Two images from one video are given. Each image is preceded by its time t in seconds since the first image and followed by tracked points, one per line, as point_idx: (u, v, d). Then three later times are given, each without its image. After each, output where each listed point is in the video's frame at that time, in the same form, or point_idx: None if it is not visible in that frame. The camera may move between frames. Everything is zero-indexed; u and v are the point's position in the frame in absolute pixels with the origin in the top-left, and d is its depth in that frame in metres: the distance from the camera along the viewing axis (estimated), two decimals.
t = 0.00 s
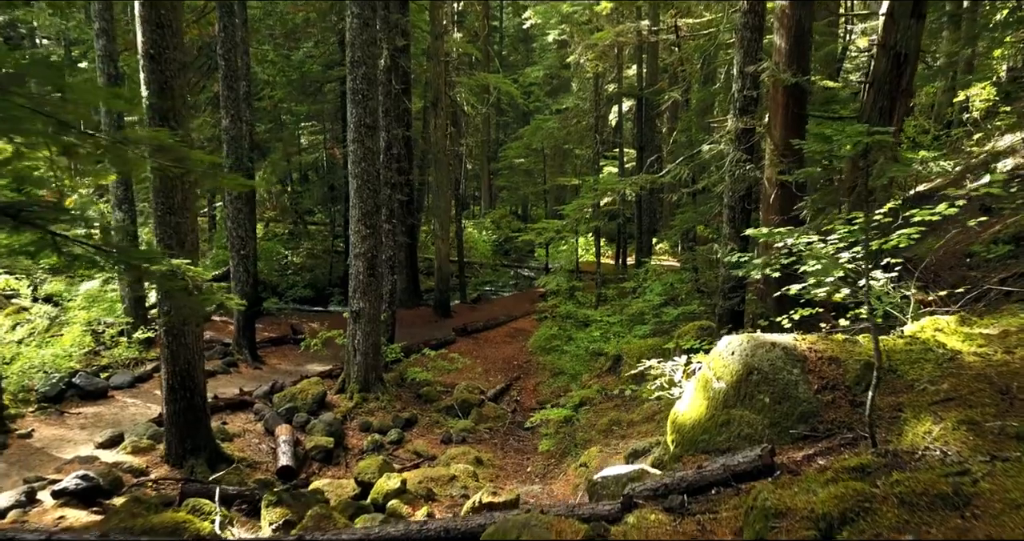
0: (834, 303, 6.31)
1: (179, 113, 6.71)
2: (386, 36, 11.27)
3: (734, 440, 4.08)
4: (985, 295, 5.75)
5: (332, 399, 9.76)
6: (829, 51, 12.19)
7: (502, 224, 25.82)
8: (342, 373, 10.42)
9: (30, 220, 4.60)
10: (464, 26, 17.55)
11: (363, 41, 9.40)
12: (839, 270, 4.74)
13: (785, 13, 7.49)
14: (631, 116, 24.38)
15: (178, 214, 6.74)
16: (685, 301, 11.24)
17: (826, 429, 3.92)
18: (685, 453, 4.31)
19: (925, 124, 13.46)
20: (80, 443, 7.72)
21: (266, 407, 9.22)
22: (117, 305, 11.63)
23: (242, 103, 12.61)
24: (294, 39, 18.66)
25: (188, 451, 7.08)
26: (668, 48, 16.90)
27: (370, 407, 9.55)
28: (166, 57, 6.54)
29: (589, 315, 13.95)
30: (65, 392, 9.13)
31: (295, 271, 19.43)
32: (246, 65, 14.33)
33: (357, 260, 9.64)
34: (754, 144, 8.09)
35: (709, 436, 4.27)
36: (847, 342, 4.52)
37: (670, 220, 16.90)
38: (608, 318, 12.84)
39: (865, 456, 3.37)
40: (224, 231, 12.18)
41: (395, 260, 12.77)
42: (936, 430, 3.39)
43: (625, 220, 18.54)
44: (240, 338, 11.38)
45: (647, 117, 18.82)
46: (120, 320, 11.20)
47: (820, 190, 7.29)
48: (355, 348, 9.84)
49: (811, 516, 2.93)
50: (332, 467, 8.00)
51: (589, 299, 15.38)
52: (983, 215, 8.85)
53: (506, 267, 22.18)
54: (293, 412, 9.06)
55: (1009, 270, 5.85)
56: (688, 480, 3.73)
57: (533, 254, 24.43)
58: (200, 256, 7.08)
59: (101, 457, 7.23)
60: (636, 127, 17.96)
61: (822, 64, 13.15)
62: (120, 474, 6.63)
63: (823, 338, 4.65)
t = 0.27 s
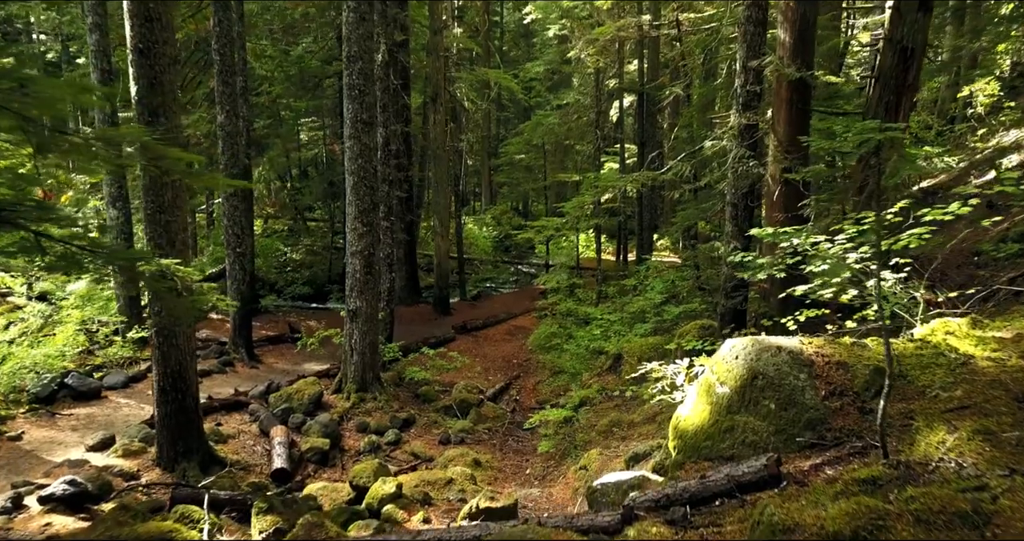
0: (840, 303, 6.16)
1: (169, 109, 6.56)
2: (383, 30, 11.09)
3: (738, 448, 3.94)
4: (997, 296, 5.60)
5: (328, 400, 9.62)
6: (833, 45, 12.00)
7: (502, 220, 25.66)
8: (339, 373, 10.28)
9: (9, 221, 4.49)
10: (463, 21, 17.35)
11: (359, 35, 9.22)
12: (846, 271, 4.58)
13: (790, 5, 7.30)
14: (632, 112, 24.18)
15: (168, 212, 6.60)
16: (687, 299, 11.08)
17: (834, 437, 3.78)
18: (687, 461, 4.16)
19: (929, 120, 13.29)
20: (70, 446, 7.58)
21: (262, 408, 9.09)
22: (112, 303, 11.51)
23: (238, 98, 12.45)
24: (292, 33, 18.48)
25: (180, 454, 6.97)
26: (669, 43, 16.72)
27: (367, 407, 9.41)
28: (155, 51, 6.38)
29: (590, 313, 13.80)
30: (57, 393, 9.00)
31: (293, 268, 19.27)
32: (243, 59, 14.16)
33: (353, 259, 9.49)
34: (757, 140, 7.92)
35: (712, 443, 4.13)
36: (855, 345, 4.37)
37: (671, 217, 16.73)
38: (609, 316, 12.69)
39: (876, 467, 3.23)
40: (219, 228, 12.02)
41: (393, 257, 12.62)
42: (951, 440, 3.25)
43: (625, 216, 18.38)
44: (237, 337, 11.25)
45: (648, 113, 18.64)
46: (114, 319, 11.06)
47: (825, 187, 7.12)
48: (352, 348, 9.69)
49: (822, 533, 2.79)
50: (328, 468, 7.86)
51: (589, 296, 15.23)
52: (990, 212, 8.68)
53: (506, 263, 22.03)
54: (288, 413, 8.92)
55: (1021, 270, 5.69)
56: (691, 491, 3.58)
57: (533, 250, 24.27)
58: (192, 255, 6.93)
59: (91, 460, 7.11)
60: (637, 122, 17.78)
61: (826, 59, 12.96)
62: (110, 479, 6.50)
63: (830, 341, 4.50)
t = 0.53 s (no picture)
0: (849, 308, 5.96)
1: (157, 105, 6.38)
2: (380, 26, 10.90)
3: (746, 463, 3.76)
4: (1013, 300, 5.40)
5: (324, 402, 9.44)
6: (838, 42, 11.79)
7: (503, 218, 25.48)
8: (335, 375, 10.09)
9: None
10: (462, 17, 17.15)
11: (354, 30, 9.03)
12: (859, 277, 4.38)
13: None
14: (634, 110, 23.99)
15: (156, 212, 6.42)
16: (689, 300, 10.88)
17: (847, 453, 3.60)
18: (691, 475, 4.01)
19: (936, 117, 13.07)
20: (59, 451, 7.36)
21: (256, 411, 8.90)
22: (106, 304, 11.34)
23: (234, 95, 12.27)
24: (290, 30, 18.28)
25: (170, 460, 6.79)
26: (671, 39, 16.50)
27: (363, 410, 9.23)
28: (142, 47, 6.20)
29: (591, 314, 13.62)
30: (48, 395, 8.82)
31: (291, 267, 19.09)
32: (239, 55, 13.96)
33: (349, 259, 9.31)
34: (763, 138, 7.71)
35: (718, 457, 3.95)
36: (867, 354, 4.19)
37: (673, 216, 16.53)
38: (610, 317, 12.50)
39: (894, 489, 3.07)
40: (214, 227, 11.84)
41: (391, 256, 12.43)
42: (973, 460, 3.09)
43: (627, 215, 18.18)
44: (231, 337, 11.08)
45: (649, 110, 18.44)
46: (107, 320, 10.90)
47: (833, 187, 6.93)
48: (348, 350, 9.51)
49: None
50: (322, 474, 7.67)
51: (590, 296, 15.05)
52: (1000, 212, 8.49)
53: (506, 262, 21.85)
54: (283, 416, 8.74)
55: None
56: (696, 510, 3.40)
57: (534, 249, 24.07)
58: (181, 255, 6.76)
59: (79, 466, 6.93)
60: (638, 120, 17.58)
61: (830, 56, 12.77)
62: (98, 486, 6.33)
63: (840, 350, 4.31)
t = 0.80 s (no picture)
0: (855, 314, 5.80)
1: (146, 105, 6.20)
2: (377, 23, 10.70)
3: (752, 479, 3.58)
4: None
5: (319, 407, 9.27)
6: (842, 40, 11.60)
7: (503, 218, 25.31)
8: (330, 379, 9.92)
9: None
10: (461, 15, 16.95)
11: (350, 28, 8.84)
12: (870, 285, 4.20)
13: None
14: (634, 109, 23.80)
15: (145, 214, 6.23)
16: (691, 303, 10.70)
17: (858, 470, 3.45)
18: (694, 490, 3.79)
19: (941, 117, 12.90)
20: (46, 458, 7.17)
21: (249, 416, 8.73)
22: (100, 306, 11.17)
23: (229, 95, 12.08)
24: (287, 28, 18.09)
25: (158, 468, 6.60)
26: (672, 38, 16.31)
27: (359, 415, 9.06)
28: (130, 44, 6.00)
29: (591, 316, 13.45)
30: (38, 400, 8.62)
31: (288, 267, 18.91)
32: (235, 54, 13.78)
33: (345, 261, 9.13)
34: (767, 139, 7.53)
35: (723, 472, 3.77)
36: (878, 365, 4.03)
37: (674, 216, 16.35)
38: (610, 319, 12.33)
39: (909, 511, 2.94)
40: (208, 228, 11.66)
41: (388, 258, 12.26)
42: (994, 481, 2.96)
43: (627, 215, 18.00)
44: (226, 340, 10.93)
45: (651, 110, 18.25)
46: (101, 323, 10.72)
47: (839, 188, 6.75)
48: (343, 354, 9.34)
49: None
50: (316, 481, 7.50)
51: (590, 298, 14.88)
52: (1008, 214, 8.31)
53: (506, 262, 21.68)
54: (277, 421, 8.57)
55: None
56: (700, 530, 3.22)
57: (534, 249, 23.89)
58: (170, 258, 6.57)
59: (66, 474, 6.75)
60: (639, 119, 17.39)
61: (834, 55, 12.59)
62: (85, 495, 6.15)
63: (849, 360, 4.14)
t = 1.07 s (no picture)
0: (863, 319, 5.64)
1: (135, 105, 6.02)
2: (373, 22, 10.56)
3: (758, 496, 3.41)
4: None
5: (314, 412, 9.11)
6: (846, 39, 11.46)
7: (503, 219, 25.15)
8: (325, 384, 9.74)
9: None
10: (459, 14, 16.77)
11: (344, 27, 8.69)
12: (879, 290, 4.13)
13: None
14: (635, 109, 23.64)
15: (132, 217, 6.07)
16: (692, 306, 10.54)
17: (870, 487, 3.29)
18: (697, 507, 3.60)
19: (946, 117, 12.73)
20: (34, 466, 7.04)
21: (243, 423, 8.57)
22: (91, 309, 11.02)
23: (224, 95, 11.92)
24: (285, 28, 17.95)
25: (148, 478, 6.43)
26: (673, 37, 16.16)
27: (355, 421, 8.90)
28: (117, 42, 5.82)
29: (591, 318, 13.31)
30: (27, 406, 8.49)
31: (286, 269, 18.75)
32: (231, 54, 13.63)
33: (340, 264, 8.98)
34: (770, 140, 7.37)
35: (726, 488, 3.59)
36: (888, 377, 3.87)
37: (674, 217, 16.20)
38: (610, 321, 12.19)
39: (926, 535, 2.77)
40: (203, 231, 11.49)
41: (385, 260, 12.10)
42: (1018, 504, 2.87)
43: (628, 216, 17.85)
44: (221, 343, 10.79)
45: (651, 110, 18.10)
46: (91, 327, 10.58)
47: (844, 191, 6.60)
48: (338, 358, 9.17)
49: None
50: (310, 489, 7.34)
51: (590, 300, 14.74)
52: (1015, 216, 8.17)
53: (506, 263, 21.52)
54: (270, 428, 8.41)
55: None
56: None
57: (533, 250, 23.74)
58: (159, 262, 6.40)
59: (52, 484, 6.59)
60: (640, 120, 17.24)
61: (837, 54, 12.44)
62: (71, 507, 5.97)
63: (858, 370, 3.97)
